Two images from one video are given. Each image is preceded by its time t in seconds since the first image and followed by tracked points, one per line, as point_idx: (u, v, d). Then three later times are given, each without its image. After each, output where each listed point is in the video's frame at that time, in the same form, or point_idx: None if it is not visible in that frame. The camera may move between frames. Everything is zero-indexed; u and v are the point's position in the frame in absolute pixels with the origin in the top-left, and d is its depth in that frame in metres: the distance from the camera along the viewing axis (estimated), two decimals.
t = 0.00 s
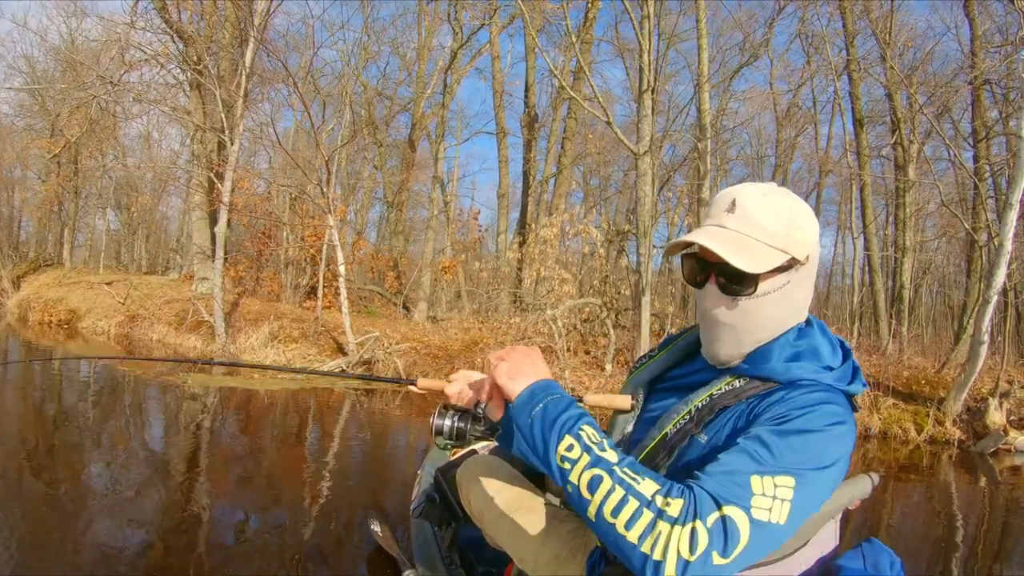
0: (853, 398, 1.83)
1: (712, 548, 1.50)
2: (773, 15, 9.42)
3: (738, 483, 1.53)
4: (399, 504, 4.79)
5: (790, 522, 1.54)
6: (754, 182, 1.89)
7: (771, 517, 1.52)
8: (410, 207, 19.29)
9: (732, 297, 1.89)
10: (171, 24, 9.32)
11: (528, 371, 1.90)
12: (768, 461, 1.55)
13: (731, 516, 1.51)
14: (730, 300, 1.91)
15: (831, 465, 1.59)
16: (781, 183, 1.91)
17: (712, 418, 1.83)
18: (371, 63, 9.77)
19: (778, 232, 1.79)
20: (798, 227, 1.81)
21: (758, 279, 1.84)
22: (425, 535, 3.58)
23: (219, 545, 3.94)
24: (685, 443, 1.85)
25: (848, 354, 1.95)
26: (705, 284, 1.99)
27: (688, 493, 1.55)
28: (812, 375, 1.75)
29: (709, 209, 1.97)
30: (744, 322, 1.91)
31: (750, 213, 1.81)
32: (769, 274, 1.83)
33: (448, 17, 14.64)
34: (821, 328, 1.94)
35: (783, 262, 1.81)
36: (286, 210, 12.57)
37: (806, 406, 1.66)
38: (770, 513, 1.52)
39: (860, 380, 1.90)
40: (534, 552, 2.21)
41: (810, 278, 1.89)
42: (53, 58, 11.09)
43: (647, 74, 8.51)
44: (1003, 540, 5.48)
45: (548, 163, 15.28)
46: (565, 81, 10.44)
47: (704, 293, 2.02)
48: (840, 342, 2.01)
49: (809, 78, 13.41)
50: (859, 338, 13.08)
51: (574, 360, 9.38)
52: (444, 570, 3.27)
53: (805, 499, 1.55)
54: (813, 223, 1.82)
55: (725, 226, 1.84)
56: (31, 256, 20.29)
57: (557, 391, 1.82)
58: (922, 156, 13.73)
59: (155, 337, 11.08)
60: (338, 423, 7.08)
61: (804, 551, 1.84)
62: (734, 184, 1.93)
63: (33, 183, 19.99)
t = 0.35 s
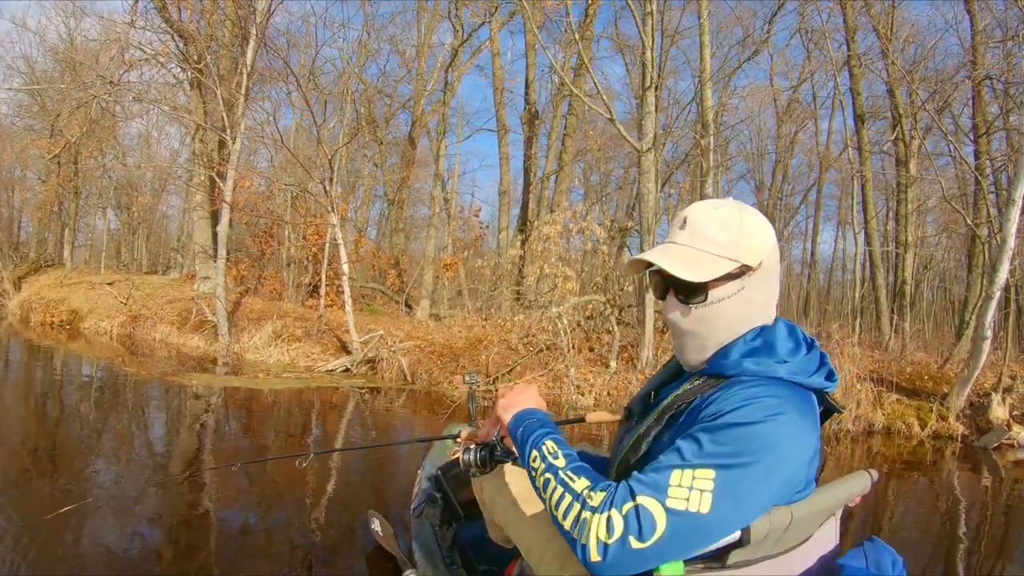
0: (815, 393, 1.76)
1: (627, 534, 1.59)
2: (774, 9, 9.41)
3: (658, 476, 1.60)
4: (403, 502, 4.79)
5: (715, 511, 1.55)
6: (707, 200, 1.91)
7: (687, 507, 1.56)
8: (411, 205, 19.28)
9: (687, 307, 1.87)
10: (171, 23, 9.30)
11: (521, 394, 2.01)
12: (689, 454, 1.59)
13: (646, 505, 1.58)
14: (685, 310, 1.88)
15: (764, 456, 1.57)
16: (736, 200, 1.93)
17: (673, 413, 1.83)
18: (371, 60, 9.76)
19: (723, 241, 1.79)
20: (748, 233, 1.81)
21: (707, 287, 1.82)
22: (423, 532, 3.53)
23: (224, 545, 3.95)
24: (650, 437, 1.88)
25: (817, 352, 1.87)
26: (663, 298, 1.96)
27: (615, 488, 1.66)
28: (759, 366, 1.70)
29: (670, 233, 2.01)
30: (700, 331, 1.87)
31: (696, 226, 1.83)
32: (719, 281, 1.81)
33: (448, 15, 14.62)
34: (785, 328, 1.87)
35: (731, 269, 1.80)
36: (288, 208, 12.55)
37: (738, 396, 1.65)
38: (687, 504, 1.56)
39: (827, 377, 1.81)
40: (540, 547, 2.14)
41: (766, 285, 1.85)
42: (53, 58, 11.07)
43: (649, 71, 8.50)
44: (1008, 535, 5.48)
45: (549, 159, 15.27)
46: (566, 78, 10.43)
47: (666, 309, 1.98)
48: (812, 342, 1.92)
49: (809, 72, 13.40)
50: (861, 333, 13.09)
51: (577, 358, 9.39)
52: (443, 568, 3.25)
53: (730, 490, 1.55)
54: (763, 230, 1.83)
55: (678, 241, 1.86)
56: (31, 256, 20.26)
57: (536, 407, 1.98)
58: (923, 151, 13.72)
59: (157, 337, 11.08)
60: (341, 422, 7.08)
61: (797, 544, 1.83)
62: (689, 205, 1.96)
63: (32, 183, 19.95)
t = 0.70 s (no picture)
0: (803, 412, 1.73)
1: (603, 550, 1.58)
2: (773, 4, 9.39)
3: (634, 494, 1.60)
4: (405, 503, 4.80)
5: (690, 531, 1.54)
6: (695, 218, 1.89)
7: (662, 526, 1.54)
8: (411, 203, 19.25)
9: (671, 328, 1.84)
10: (169, 25, 9.29)
11: (511, 405, 2.03)
12: (665, 473, 1.59)
13: (620, 522, 1.58)
14: (670, 330, 1.85)
15: (744, 476, 1.55)
16: (725, 218, 1.89)
17: (658, 427, 1.82)
18: (369, 59, 9.74)
19: (706, 261, 1.77)
20: (731, 253, 1.77)
21: (691, 307, 1.79)
22: (412, 535, 3.41)
23: (224, 547, 3.95)
24: (635, 452, 1.87)
25: (808, 372, 1.83)
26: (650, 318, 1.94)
27: (592, 506, 1.66)
28: (744, 385, 1.69)
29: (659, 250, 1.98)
30: (686, 351, 1.84)
31: (680, 247, 1.81)
32: (702, 302, 1.78)
33: (446, 13, 14.59)
34: (775, 346, 1.84)
35: (715, 291, 1.77)
36: (288, 209, 12.55)
37: (717, 415, 1.63)
38: (661, 522, 1.54)
39: (816, 397, 1.78)
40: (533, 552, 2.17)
41: (754, 305, 1.81)
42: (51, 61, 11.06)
43: (649, 68, 8.49)
44: (1010, 530, 5.49)
45: (549, 157, 15.24)
46: (565, 75, 10.40)
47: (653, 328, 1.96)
48: (804, 362, 1.88)
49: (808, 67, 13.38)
50: (863, 328, 13.08)
51: (580, 356, 9.37)
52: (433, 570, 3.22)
53: (705, 509, 1.53)
54: (747, 249, 1.79)
55: (660, 263, 1.85)
56: (31, 260, 20.25)
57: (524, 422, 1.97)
58: (923, 145, 13.70)
59: (159, 339, 11.09)
60: (342, 423, 7.08)
61: (789, 559, 1.81)
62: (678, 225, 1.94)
63: (32, 186, 19.90)
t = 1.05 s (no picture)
0: (805, 411, 1.73)
1: (606, 557, 1.58)
2: None
3: (634, 499, 1.60)
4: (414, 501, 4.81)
5: (692, 534, 1.53)
6: (701, 219, 1.89)
7: (664, 531, 1.54)
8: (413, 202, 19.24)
9: (676, 330, 1.86)
10: (169, 27, 9.29)
11: (512, 408, 2.03)
12: (665, 477, 1.58)
13: (621, 529, 1.57)
14: (674, 332, 1.87)
15: (743, 475, 1.54)
16: (732, 218, 1.89)
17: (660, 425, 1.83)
18: (370, 58, 9.73)
19: (708, 266, 1.78)
20: (734, 257, 1.77)
21: (693, 311, 1.80)
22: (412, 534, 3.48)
23: (229, 549, 3.95)
24: (636, 452, 1.88)
25: (813, 372, 1.83)
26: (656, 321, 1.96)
27: (594, 512, 1.66)
28: (743, 384, 1.70)
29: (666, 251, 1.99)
30: (690, 354, 1.86)
31: (682, 251, 1.83)
32: (705, 305, 1.79)
33: (446, 11, 14.57)
34: (780, 346, 1.83)
35: (716, 294, 1.78)
36: (290, 209, 12.54)
37: (714, 415, 1.62)
38: (662, 527, 1.54)
39: (820, 397, 1.77)
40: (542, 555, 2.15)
41: (757, 306, 1.82)
42: (51, 65, 11.06)
43: (650, 63, 8.47)
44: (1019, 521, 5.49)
45: (550, 153, 15.22)
46: (566, 71, 10.39)
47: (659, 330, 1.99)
48: (810, 361, 1.88)
49: (809, 59, 13.36)
50: (868, 320, 13.05)
51: (587, 352, 9.38)
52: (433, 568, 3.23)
53: (706, 513, 1.53)
54: (752, 251, 1.79)
55: (664, 268, 1.86)
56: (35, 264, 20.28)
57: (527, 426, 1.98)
58: (925, 136, 13.66)
59: (165, 342, 11.10)
60: (349, 423, 7.08)
61: (787, 553, 1.85)
62: (685, 225, 1.94)
63: (34, 191, 19.91)
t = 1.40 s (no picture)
0: (794, 408, 1.86)
1: (599, 562, 1.73)
2: None
3: (623, 506, 1.75)
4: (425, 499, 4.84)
5: (678, 535, 1.68)
6: (697, 218, 2.04)
7: (651, 534, 1.69)
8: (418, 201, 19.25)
9: (671, 327, 2.04)
10: (173, 30, 9.30)
11: (528, 404, 2.18)
12: (650, 483, 1.74)
13: (611, 536, 1.73)
14: (671, 328, 2.05)
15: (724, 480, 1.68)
16: (728, 217, 2.02)
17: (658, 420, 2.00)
18: (374, 58, 9.73)
19: (697, 266, 1.93)
20: (723, 258, 1.91)
21: (686, 309, 1.97)
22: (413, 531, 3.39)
23: (244, 548, 3.99)
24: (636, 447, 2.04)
25: (805, 371, 1.97)
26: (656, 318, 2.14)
27: (587, 516, 1.81)
28: (731, 383, 1.85)
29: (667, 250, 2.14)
30: (685, 348, 2.04)
31: (674, 251, 1.99)
32: (695, 303, 1.96)
33: (448, 10, 14.56)
34: (774, 344, 1.97)
35: (705, 293, 1.93)
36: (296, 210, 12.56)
37: (694, 420, 1.77)
38: (650, 531, 1.70)
39: (809, 396, 1.91)
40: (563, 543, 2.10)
41: (748, 305, 1.94)
42: (56, 69, 11.08)
43: (655, 59, 8.47)
44: None
45: (555, 151, 15.21)
46: (570, 69, 10.38)
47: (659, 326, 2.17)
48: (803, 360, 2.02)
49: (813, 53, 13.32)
50: (876, 314, 13.02)
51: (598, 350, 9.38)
52: (434, 567, 3.07)
53: (690, 514, 1.67)
54: (741, 251, 1.91)
55: (659, 269, 2.03)
56: (42, 268, 20.36)
57: (541, 424, 2.13)
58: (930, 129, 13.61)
59: (173, 344, 11.14)
60: (360, 422, 7.13)
61: (790, 549, 1.95)
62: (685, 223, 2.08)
63: (40, 195, 19.97)
